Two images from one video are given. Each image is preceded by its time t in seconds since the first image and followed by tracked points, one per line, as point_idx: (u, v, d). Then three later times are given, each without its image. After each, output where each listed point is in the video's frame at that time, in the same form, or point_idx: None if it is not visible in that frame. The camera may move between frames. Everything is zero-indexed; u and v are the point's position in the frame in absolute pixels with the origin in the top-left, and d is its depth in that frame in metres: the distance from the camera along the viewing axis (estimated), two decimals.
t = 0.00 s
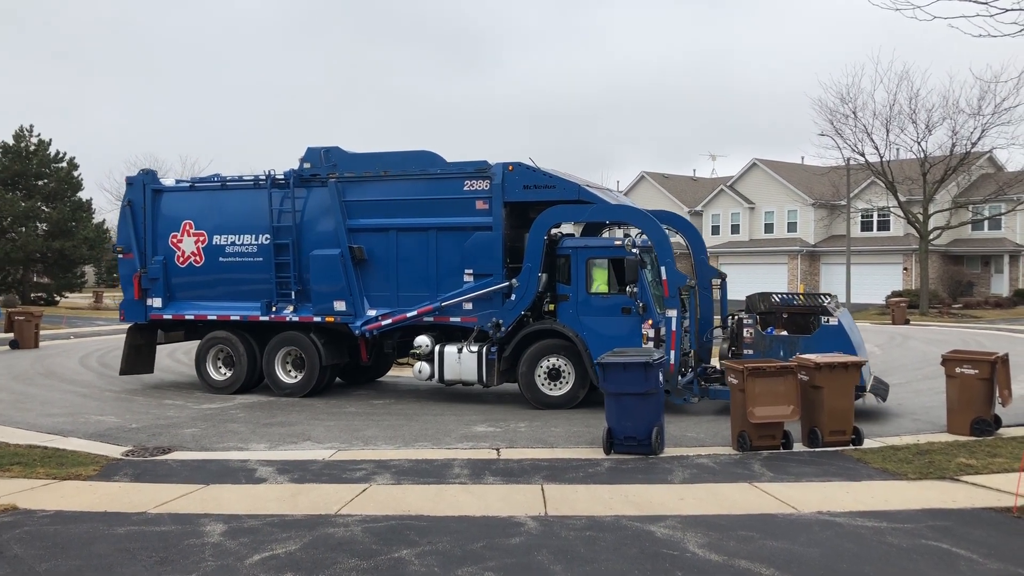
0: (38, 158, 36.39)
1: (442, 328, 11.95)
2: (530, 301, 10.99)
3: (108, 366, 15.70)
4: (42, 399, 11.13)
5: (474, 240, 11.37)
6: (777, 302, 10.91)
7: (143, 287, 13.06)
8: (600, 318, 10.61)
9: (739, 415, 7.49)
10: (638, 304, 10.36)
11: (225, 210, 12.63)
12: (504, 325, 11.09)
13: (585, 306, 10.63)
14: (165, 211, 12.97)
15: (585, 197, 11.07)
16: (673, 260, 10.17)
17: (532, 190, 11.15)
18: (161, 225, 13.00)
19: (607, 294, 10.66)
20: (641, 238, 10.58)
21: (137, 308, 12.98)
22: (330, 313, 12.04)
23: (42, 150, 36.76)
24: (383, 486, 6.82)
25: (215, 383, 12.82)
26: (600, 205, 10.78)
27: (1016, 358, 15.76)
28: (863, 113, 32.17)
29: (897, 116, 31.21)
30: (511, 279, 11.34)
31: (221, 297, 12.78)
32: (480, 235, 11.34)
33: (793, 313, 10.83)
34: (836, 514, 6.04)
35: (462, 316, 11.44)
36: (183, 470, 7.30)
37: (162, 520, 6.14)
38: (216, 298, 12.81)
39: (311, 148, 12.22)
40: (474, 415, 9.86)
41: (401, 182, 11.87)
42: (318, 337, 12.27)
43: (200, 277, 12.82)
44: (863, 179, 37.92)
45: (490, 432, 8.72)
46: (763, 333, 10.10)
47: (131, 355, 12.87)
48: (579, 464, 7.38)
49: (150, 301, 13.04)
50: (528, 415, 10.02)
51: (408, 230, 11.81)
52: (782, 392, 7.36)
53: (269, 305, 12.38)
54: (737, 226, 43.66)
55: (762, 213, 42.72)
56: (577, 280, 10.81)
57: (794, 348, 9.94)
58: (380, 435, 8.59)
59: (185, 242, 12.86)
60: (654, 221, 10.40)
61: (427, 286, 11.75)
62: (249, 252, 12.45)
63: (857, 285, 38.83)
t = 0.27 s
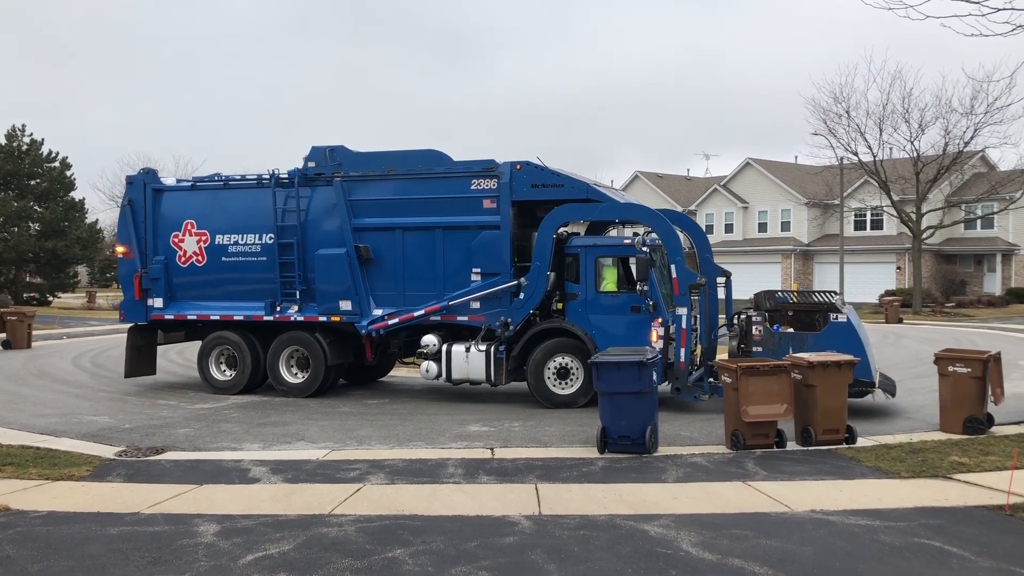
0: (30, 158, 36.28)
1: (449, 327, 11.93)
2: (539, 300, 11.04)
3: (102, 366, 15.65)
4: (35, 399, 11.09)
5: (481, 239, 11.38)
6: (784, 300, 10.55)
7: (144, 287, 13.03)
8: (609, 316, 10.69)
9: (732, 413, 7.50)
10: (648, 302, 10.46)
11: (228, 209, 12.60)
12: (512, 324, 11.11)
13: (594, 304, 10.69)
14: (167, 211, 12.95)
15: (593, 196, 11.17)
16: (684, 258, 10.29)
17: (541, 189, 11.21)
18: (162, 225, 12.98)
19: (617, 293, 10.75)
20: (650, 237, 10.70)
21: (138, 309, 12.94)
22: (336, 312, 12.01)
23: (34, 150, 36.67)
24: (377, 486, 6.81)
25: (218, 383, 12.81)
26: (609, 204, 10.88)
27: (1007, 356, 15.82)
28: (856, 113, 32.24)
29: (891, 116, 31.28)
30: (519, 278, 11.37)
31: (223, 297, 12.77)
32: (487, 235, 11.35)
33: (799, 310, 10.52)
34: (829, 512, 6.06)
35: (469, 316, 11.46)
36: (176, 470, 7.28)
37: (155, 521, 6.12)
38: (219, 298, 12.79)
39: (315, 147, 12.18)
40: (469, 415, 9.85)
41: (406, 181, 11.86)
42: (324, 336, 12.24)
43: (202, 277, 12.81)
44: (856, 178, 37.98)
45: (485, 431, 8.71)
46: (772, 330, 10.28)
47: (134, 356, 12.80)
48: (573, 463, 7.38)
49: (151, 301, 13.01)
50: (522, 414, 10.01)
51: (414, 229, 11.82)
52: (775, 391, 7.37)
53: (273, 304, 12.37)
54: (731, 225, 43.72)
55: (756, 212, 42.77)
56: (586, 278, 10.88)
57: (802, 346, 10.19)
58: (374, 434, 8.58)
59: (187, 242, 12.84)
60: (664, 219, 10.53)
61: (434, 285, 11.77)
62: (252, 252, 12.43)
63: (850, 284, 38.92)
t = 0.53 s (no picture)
0: (20, 158, 36.13)
1: (457, 327, 11.96)
2: (550, 300, 11.11)
3: (92, 368, 15.56)
4: (26, 402, 11.03)
5: (491, 239, 11.41)
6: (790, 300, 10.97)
7: (145, 288, 12.94)
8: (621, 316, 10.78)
9: (724, 413, 7.50)
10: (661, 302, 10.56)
11: (232, 209, 12.55)
12: (523, 325, 11.17)
13: (606, 304, 10.79)
14: (168, 211, 12.87)
15: (604, 197, 11.24)
16: (696, 258, 10.41)
17: (551, 190, 11.26)
18: (163, 226, 12.89)
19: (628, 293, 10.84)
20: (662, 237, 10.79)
21: (139, 310, 12.86)
22: (343, 313, 11.99)
23: (24, 151, 36.52)
24: (368, 487, 6.80)
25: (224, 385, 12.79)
26: (621, 204, 10.95)
27: (995, 356, 15.91)
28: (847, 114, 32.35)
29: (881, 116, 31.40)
30: (529, 278, 11.43)
31: (227, 298, 12.72)
32: (497, 235, 11.39)
33: (804, 310, 10.87)
34: (820, 512, 6.07)
35: (479, 316, 11.50)
36: (167, 471, 7.25)
37: (145, 523, 6.10)
38: (222, 299, 12.74)
39: (321, 147, 12.16)
40: (461, 415, 9.84)
41: (414, 182, 11.85)
42: (330, 337, 12.21)
43: (205, 277, 12.75)
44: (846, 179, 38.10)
45: (477, 432, 8.70)
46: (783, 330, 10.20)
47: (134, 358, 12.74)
48: (565, 464, 7.37)
49: (152, 302, 12.93)
50: (515, 415, 10.00)
51: (422, 230, 11.83)
52: (766, 391, 7.38)
53: (279, 305, 12.34)
54: (724, 225, 43.79)
55: (747, 212, 42.83)
56: (597, 279, 10.96)
57: (814, 345, 10.16)
58: (365, 435, 8.56)
59: (189, 242, 12.77)
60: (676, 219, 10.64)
61: (443, 285, 11.79)
62: (257, 253, 12.40)
63: (842, 285, 39.03)
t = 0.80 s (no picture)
0: (6, 160, 35.92)
1: (468, 329, 12.00)
2: (564, 301, 11.22)
3: (79, 371, 15.46)
4: (13, 405, 10.95)
5: (504, 240, 11.51)
6: (798, 301, 11.24)
7: (147, 291, 12.81)
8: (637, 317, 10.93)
9: (712, 415, 7.52)
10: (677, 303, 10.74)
11: (237, 211, 12.47)
12: (537, 326, 11.26)
13: (621, 306, 10.93)
14: (170, 213, 12.76)
15: (617, 199, 11.40)
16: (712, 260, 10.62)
17: (565, 191, 11.37)
18: (165, 228, 12.78)
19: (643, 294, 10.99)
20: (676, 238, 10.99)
21: (142, 313, 12.71)
22: (354, 315, 11.96)
23: (9, 152, 36.30)
24: (357, 490, 6.78)
25: (229, 389, 12.68)
26: (635, 205, 11.11)
27: (980, 357, 16.00)
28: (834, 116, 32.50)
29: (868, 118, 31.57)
30: (542, 280, 11.54)
31: (232, 301, 12.62)
32: (511, 236, 11.49)
33: (813, 310, 11.11)
34: (808, 513, 6.08)
35: (492, 318, 11.57)
36: (154, 475, 7.22)
37: (132, 527, 6.07)
38: (228, 302, 12.63)
39: (330, 148, 12.15)
40: (450, 418, 9.83)
41: (425, 183, 11.89)
42: (340, 340, 12.19)
43: (210, 280, 12.65)
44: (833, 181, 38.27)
45: (466, 434, 8.69)
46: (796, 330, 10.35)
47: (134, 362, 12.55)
48: (554, 466, 7.37)
49: (154, 306, 12.78)
50: (505, 417, 9.99)
51: (433, 231, 11.89)
52: (754, 392, 7.40)
53: (288, 308, 12.27)
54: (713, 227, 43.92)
55: (736, 215, 42.91)
56: (612, 280, 11.09)
57: (828, 345, 10.20)
58: (354, 438, 8.55)
59: (193, 245, 12.68)
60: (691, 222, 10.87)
61: (455, 287, 11.86)
62: (264, 255, 12.32)
63: (831, 286, 39.20)
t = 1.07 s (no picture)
0: None
1: (480, 333, 12.05)
2: (580, 304, 11.33)
3: (62, 375, 15.31)
4: None
5: (519, 244, 11.62)
6: (802, 303, 11.15)
7: (149, 294, 12.63)
8: (652, 319, 11.11)
9: (696, 418, 7.54)
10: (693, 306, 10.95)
11: (243, 213, 12.37)
12: (552, 329, 11.34)
13: (636, 308, 11.09)
14: (172, 215, 12.60)
15: (631, 203, 11.60)
16: (728, 262, 10.90)
17: (579, 195, 11.53)
18: (167, 230, 12.61)
19: (658, 297, 11.17)
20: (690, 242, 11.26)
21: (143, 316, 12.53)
22: (365, 319, 11.93)
23: None
24: (341, 494, 6.76)
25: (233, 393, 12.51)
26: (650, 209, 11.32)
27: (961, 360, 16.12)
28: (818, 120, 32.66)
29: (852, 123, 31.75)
30: (556, 283, 11.65)
31: (238, 304, 12.50)
32: (526, 239, 11.60)
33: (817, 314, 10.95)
34: (791, 515, 6.10)
35: (505, 321, 11.64)
36: (136, 480, 7.17)
37: (113, 532, 6.02)
38: (233, 305, 12.51)
39: (341, 151, 12.15)
40: (435, 422, 9.81)
41: (438, 186, 11.98)
42: (350, 343, 12.15)
43: (214, 283, 12.52)
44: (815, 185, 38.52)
45: (450, 438, 8.68)
46: (809, 333, 10.65)
47: (135, 366, 12.42)
48: (539, 469, 7.37)
49: (156, 309, 12.61)
50: (490, 420, 9.98)
51: (446, 234, 11.96)
52: (738, 395, 7.42)
53: (296, 311, 12.19)
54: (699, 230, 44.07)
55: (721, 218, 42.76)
56: (627, 283, 11.26)
57: (839, 348, 10.63)
58: (337, 442, 8.52)
59: (197, 247, 12.54)
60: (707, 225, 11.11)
61: (467, 290, 11.92)
62: (272, 257, 12.23)
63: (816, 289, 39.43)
